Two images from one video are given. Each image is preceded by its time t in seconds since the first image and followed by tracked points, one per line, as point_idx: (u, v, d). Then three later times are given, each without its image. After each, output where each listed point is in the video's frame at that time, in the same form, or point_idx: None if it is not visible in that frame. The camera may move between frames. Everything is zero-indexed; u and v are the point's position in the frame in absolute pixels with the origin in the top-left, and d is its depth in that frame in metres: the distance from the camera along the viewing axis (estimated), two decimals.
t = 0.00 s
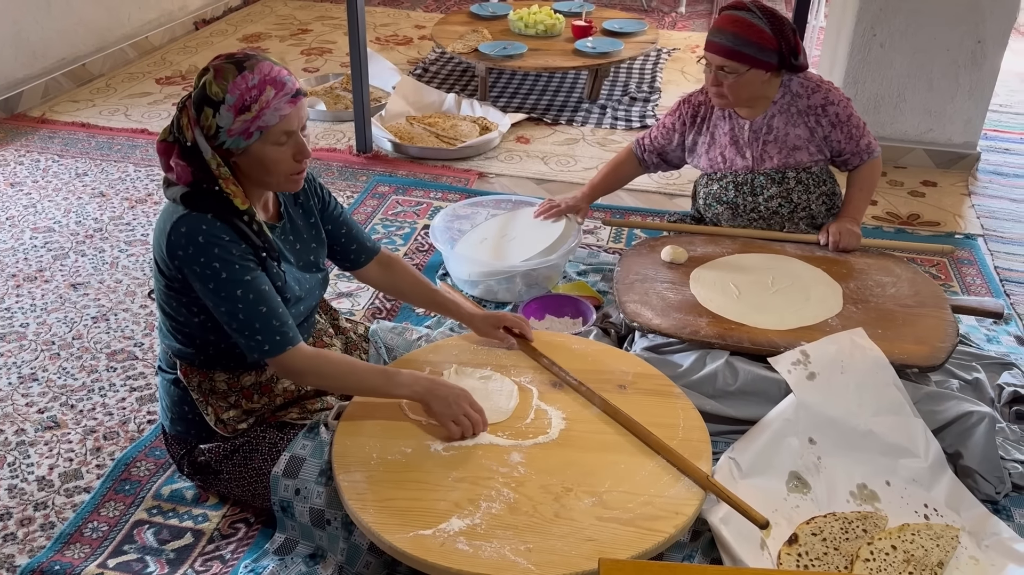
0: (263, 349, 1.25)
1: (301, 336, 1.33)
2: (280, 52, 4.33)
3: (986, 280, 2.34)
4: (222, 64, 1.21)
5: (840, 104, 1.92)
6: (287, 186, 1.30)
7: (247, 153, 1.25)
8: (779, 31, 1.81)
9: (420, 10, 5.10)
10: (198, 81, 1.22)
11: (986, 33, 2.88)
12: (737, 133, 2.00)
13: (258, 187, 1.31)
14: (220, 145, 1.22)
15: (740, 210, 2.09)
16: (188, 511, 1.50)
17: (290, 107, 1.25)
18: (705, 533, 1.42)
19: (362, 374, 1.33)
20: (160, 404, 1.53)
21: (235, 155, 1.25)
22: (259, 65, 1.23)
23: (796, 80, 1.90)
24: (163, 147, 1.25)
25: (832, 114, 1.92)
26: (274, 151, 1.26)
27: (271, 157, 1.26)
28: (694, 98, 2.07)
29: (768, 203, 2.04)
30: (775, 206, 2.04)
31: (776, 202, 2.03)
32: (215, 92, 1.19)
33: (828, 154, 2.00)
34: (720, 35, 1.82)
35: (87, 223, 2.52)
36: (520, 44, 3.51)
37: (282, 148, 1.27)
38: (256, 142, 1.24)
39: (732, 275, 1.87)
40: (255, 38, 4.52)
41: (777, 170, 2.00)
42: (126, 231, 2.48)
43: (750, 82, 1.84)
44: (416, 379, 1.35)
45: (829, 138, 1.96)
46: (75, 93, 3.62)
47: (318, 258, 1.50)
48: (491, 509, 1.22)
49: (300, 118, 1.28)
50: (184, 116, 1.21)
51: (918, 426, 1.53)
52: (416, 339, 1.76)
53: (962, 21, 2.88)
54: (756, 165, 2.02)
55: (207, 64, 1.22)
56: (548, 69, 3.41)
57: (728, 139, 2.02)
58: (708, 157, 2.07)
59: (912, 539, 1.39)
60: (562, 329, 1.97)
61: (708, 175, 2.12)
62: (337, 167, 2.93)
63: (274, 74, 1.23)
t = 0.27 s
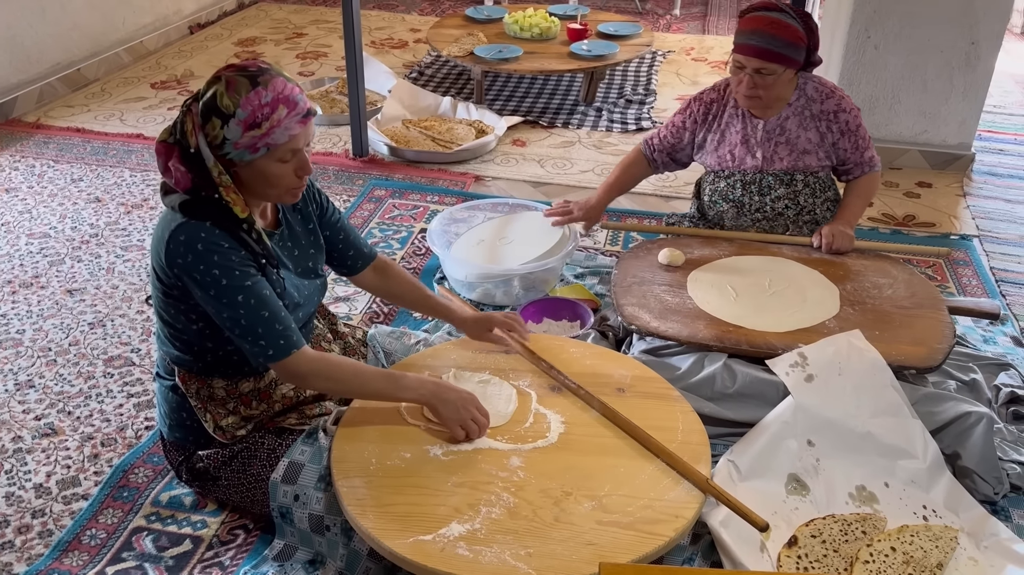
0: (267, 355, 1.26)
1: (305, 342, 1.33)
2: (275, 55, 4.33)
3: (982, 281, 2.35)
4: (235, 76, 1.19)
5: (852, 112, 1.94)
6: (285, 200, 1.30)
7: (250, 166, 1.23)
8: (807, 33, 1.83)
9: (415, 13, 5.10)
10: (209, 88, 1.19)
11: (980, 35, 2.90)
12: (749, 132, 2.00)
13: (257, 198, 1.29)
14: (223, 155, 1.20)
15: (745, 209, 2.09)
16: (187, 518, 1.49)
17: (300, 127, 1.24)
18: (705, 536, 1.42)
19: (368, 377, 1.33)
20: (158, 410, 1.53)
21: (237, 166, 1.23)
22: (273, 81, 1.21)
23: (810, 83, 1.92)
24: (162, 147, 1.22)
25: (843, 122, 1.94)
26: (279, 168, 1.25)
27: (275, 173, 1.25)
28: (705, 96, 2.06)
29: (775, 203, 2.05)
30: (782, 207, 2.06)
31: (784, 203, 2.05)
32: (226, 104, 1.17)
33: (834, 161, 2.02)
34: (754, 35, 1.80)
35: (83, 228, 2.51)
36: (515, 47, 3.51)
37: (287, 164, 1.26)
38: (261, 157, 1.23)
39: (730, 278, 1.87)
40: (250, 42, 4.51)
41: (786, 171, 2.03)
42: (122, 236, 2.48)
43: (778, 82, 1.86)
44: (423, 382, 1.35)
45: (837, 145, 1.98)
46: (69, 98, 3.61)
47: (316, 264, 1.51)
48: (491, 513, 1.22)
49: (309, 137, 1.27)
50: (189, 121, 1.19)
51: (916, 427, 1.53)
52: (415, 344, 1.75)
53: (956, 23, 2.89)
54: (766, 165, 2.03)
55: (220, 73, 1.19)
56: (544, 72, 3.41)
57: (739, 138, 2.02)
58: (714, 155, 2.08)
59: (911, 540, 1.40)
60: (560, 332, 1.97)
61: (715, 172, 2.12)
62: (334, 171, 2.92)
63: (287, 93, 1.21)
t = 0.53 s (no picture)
0: (273, 364, 1.26)
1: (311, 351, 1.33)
2: (272, 59, 4.32)
3: (981, 282, 2.36)
4: (250, 86, 1.20)
5: (867, 116, 1.97)
6: (292, 210, 1.30)
7: (260, 176, 1.24)
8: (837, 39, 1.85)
9: (411, 16, 5.10)
10: (222, 98, 1.19)
11: (977, 36, 2.91)
12: (767, 134, 2.01)
13: (264, 208, 1.30)
14: (234, 164, 1.20)
15: (760, 211, 2.09)
16: (192, 525, 1.49)
17: (312, 139, 1.25)
18: (711, 540, 1.42)
19: (375, 384, 1.33)
20: (161, 417, 1.52)
21: (247, 176, 1.23)
22: (288, 93, 1.22)
23: (828, 88, 1.95)
24: (170, 153, 1.21)
25: (858, 126, 1.97)
26: (288, 179, 1.26)
27: (284, 184, 1.25)
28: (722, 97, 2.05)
29: (790, 205, 2.06)
30: (797, 209, 2.07)
31: (798, 206, 2.07)
32: (240, 114, 1.18)
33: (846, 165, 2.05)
34: (789, 38, 1.80)
35: (82, 234, 2.50)
36: (513, 50, 3.51)
37: (296, 176, 1.26)
38: (272, 168, 1.23)
39: (732, 281, 1.87)
40: (246, 45, 4.51)
41: (802, 174, 2.04)
42: (121, 241, 2.47)
43: (805, 87, 1.87)
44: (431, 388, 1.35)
45: (850, 149, 2.01)
46: (65, 102, 3.60)
47: (321, 271, 1.50)
48: (497, 520, 1.22)
49: (319, 150, 1.28)
50: (200, 129, 1.19)
51: (919, 429, 1.54)
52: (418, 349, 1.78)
53: (953, 24, 2.91)
54: (783, 166, 2.04)
55: (234, 83, 1.20)
56: (542, 74, 3.41)
57: (757, 140, 2.02)
58: (729, 155, 2.08)
59: (916, 542, 1.40)
60: (562, 336, 1.97)
61: (729, 172, 2.10)
62: (332, 175, 2.92)
63: (301, 106, 1.22)
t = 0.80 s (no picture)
0: (275, 371, 1.26)
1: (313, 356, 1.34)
2: (268, 60, 4.31)
3: (980, 282, 2.37)
4: (251, 92, 1.19)
5: (874, 116, 1.99)
6: (293, 217, 1.30)
7: (261, 182, 1.24)
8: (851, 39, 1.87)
9: (407, 17, 5.10)
10: (224, 104, 1.19)
11: (974, 37, 2.92)
12: (776, 134, 2.02)
13: (264, 213, 1.30)
14: (235, 170, 1.20)
15: (766, 211, 2.11)
16: (196, 531, 1.49)
17: (314, 145, 1.25)
18: (716, 542, 1.42)
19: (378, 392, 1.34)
20: (164, 423, 1.52)
21: (248, 182, 1.24)
22: (290, 99, 1.22)
23: (835, 89, 1.97)
24: (171, 159, 1.20)
25: (866, 125, 1.99)
26: (290, 185, 1.26)
27: (285, 190, 1.25)
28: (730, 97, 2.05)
29: (797, 206, 2.09)
30: (803, 210, 2.09)
31: (804, 207, 2.09)
32: (241, 121, 1.18)
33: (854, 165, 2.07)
34: (808, 35, 1.81)
35: (80, 238, 2.50)
36: (511, 51, 3.52)
37: (297, 182, 1.27)
38: (273, 174, 1.23)
39: (733, 283, 1.88)
40: (242, 47, 4.50)
41: (809, 175, 2.06)
42: (120, 245, 2.46)
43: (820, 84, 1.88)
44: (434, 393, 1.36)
45: (858, 148, 2.03)
46: (61, 105, 3.59)
47: (323, 277, 1.50)
48: (504, 524, 1.22)
49: (320, 155, 1.28)
50: (201, 135, 1.18)
51: (920, 430, 1.54)
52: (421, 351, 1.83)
53: (951, 25, 2.92)
54: (790, 167, 2.05)
55: (235, 89, 1.19)
56: (540, 76, 3.42)
57: (766, 140, 2.03)
58: (739, 154, 2.09)
59: (919, 543, 1.41)
60: (563, 339, 1.97)
61: (737, 172, 2.12)
62: (331, 178, 2.92)
63: (303, 111, 1.22)
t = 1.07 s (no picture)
0: (227, 394, 1.25)
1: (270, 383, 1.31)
2: (266, 61, 4.31)
3: (980, 280, 2.38)
4: (269, 96, 1.21)
5: (871, 114, 1.97)
6: (303, 220, 1.32)
7: (272, 186, 1.25)
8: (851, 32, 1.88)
9: (406, 17, 5.10)
10: (241, 105, 1.20)
11: (973, 36, 2.93)
12: (776, 133, 2.02)
13: (271, 216, 1.31)
14: (248, 173, 1.21)
15: (766, 209, 2.13)
16: (200, 532, 1.49)
17: (329, 150, 1.28)
18: (720, 541, 1.43)
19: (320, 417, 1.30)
20: (167, 423, 1.52)
21: (260, 185, 1.24)
22: (307, 105, 1.24)
23: (834, 87, 1.96)
24: (181, 159, 1.20)
25: (863, 123, 1.98)
26: (301, 190, 1.27)
27: (296, 195, 1.27)
28: (733, 94, 2.02)
29: (797, 204, 2.10)
30: (803, 208, 2.11)
31: (804, 205, 2.10)
32: (259, 124, 1.19)
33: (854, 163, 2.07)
34: (813, 28, 1.81)
35: (80, 239, 2.49)
36: (510, 51, 3.52)
37: (309, 186, 1.28)
38: (287, 178, 1.25)
39: (734, 282, 1.88)
40: (240, 48, 4.49)
41: (808, 173, 2.07)
42: (120, 246, 2.46)
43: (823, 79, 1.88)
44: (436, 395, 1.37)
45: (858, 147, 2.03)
46: (60, 106, 3.58)
47: (327, 278, 1.51)
48: (509, 523, 1.22)
49: (333, 162, 1.31)
50: (216, 136, 1.18)
51: (923, 428, 1.55)
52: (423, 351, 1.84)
53: (950, 24, 2.92)
54: (790, 165, 2.06)
55: (254, 92, 1.20)
56: (539, 76, 3.42)
57: (766, 139, 2.04)
58: (739, 152, 2.08)
59: (923, 540, 1.41)
60: (566, 339, 1.97)
61: (737, 170, 2.12)
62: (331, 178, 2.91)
63: (320, 117, 1.25)
